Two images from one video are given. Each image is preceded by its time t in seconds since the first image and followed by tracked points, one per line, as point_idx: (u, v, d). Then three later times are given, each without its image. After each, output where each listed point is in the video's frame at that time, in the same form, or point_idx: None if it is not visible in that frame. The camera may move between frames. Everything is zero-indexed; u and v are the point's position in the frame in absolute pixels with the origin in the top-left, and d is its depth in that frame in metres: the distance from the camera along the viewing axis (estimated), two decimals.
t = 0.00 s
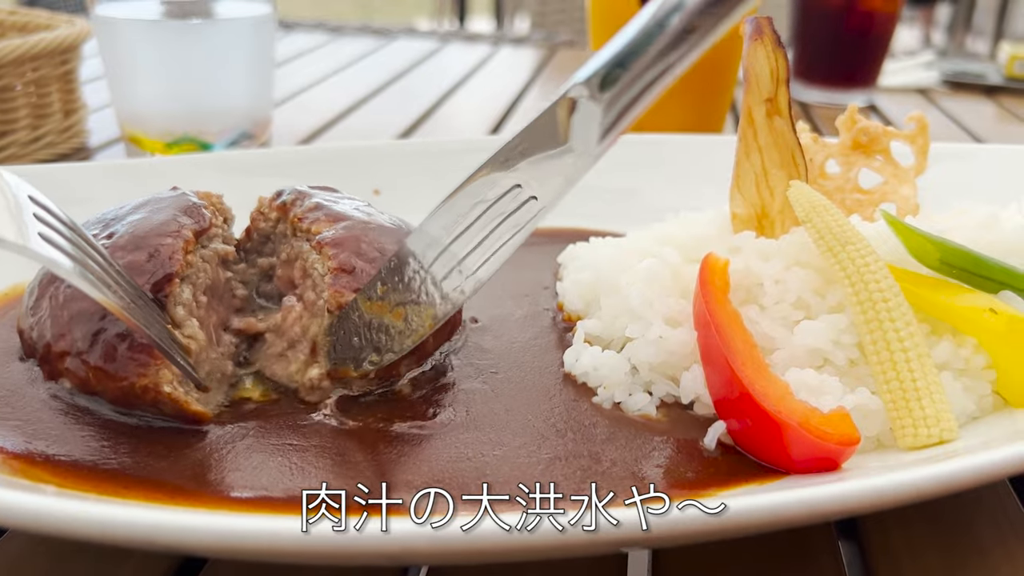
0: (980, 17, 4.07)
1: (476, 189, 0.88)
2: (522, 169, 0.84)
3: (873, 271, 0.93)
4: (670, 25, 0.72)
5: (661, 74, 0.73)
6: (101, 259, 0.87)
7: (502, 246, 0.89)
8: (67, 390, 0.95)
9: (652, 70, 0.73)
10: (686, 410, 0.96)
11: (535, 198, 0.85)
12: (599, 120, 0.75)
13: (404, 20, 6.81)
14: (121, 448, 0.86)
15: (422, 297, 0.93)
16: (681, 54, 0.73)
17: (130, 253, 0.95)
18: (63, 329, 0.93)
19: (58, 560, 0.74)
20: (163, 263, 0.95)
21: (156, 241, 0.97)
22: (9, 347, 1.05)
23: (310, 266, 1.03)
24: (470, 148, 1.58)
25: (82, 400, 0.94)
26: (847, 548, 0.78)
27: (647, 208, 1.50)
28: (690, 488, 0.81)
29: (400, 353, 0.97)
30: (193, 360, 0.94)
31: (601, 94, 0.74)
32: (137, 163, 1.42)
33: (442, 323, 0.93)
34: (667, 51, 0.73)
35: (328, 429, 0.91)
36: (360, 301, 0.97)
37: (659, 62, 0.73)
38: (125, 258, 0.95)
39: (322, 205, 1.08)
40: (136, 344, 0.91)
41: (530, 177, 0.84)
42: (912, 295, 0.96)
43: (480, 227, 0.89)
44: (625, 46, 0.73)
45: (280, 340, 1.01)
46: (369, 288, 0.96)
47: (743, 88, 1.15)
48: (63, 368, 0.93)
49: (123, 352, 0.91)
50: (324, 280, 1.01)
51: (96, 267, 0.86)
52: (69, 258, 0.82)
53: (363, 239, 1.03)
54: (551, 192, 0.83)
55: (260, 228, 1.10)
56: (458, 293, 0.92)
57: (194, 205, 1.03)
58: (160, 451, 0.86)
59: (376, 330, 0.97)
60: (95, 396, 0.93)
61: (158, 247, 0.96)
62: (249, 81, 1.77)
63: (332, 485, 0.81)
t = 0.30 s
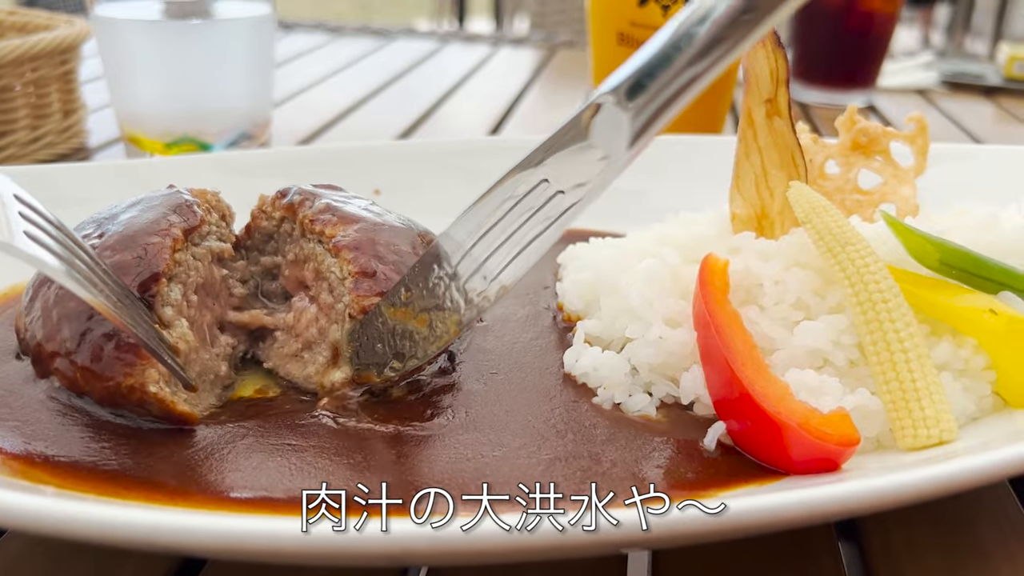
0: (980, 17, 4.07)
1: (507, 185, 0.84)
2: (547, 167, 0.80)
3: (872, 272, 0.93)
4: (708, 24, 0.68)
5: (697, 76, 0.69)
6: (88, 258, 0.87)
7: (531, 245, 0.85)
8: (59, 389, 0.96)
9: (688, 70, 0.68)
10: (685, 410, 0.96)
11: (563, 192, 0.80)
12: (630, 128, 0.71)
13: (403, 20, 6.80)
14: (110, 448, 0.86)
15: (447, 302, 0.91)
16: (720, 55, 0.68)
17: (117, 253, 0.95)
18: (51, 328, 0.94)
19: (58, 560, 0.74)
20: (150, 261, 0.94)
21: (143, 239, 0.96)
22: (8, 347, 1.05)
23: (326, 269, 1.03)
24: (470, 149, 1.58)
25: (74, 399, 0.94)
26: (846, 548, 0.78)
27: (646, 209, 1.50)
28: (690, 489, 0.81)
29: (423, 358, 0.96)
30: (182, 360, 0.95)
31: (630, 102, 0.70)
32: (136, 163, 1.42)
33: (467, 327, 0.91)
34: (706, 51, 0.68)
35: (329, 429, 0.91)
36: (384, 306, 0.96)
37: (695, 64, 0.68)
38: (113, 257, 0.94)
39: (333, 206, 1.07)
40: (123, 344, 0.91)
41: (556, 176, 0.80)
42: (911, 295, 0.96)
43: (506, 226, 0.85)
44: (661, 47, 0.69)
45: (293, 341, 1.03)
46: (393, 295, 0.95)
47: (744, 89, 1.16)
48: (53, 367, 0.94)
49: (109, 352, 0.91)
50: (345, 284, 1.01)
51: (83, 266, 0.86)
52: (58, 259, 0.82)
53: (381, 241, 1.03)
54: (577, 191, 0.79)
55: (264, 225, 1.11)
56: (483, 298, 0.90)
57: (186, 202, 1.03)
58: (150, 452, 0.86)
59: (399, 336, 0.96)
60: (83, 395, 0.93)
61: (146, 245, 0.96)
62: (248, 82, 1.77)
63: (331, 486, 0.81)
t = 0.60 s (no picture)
0: (979, 18, 4.08)
1: (532, 185, 0.85)
2: (571, 163, 0.81)
3: (872, 272, 0.93)
4: (729, 31, 0.65)
5: (725, 79, 0.66)
6: (73, 257, 0.87)
7: (556, 240, 0.86)
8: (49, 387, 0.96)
9: (716, 74, 0.66)
10: (685, 411, 0.96)
11: (588, 188, 0.82)
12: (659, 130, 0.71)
13: (402, 21, 6.80)
14: (93, 447, 0.87)
15: (471, 302, 0.92)
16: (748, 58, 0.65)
17: (103, 252, 0.95)
18: (41, 327, 0.94)
19: (57, 560, 0.74)
20: (135, 261, 0.94)
21: (130, 237, 0.96)
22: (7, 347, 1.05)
23: (344, 268, 1.04)
24: (469, 149, 1.58)
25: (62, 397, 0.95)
26: (846, 549, 0.78)
27: (646, 209, 1.50)
28: (690, 489, 0.81)
29: (447, 358, 0.98)
30: (168, 359, 0.95)
31: (658, 105, 0.69)
32: (135, 164, 1.42)
33: (490, 327, 0.93)
34: (729, 56, 0.65)
35: (329, 429, 0.91)
36: (408, 307, 0.97)
37: (721, 68, 0.66)
38: (100, 255, 0.95)
39: (348, 204, 1.07)
40: (107, 344, 0.91)
41: (582, 173, 0.82)
42: (911, 296, 0.96)
43: (531, 226, 0.86)
44: (690, 49, 0.67)
45: (307, 339, 1.05)
46: (416, 296, 0.97)
47: (743, 90, 1.15)
48: (43, 366, 0.94)
49: (93, 352, 0.91)
50: (366, 282, 1.02)
51: (68, 265, 0.85)
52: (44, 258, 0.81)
53: (399, 240, 1.04)
54: (604, 187, 0.80)
55: (270, 221, 1.11)
56: (507, 298, 0.90)
57: (178, 199, 1.03)
58: (135, 451, 0.86)
59: (422, 337, 0.97)
60: (71, 394, 0.93)
61: (132, 243, 0.96)
62: (247, 82, 1.77)
63: (331, 486, 0.81)
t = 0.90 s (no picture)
0: (978, 19, 4.08)
1: (582, 183, 0.83)
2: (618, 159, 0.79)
3: (873, 273, 0.93)
4: (774, 39, 0.64)
5: (767, 83, 0.66)
6: (56, 260, 0.86)
7: (605, 238, 0.83)
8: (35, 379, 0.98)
9: (759, 78, 0.66)
10: (685, 411, 0.96)
11: (638, 183, 0.79)
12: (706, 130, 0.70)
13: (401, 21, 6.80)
14: (65, 445, 0.87)
15: (513, 301, 0.91)
16: (790, 63, 0.65)
17: (91, 252, 0.95)
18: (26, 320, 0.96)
19: (57, 560, 0.74)
20: (119, 264, 0.94)
21: (117, 240, 0.96)
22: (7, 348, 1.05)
23: (377, 268, 1.05)
24: (469, 150, 1.58)
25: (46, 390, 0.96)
26: (846, 549, 0.78)
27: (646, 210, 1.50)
28: (689, 489, 0.81)
29: (488, 356, 0.97)
30: (150, 361, 0.95)
31: (703, 106, 0.69)
32: (134, 165, 1.42)
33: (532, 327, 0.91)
34: (771, 62, 0.65)
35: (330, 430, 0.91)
36: (449, 307, 0.98)
37: (763, 73, 0.66)
38: (88, 256, 0.95)
39: (370, 204, 1.07)
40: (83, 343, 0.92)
41: (630, 170, 0.79)
42: (911, 296, 0.96)
43: (581, 223, 0.84)
44: (735, 52, 0.67)
45: (342, 341, 1.06)
46: (457, 295, 0.97)
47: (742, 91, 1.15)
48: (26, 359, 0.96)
49: (69, 351, 0.91)
50: (405, 280, 1.03)
51: (51, 269, 0.85)
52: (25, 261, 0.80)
53: (430, 237, 1.05)
54: (654, 184, 0.77)
55: (282, 225, 1.10)
56: (551, 296, 0.89)
57: (177, 202, 1.02)
58: (118, 450, 0.86)
59: (463, 337, 0.97)
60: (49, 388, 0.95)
61: (119, 247, 0.95)
62: (247, 83, 1.77)
63: (330, 488, 0.81)
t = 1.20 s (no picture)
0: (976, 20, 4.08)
1: (607, 182, 0.83)
2: (642, 159, 0.79)
3: (872, 274, 0.93)
4: (796, 45, 0.65)
5: (788, 89, 0.66)
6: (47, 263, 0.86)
7: (629, 238, 0.83)
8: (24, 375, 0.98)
9: (779, 82, 0.66)
10: (685, 412, 0.96)
11: (662, 182, 0.79)
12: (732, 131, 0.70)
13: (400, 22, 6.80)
14: (53, 445, 0.87)
15: (535, 301, 0.91)
16: (810, 69, 0.65)
17: (87, 251, 0.95)
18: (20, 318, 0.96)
19: (56, 561, 0.74)
20: (112, 264, 0.94)
21: (113, 241, 0.96)
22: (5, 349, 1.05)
23: (391, 268, 1.06)
24: (469, 151, 1.58)
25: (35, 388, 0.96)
26: (846, 550, 0.78)
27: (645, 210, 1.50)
28: (688, 491, 0.81)
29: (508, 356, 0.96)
30: (140, 364, 0.95)
31: (727, 106, 0.69)
32: (133, 165, 1.42)
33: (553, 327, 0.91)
34: (791, 69, 0.66)
35: (329, 430, 0.91)
36: (470, 308, 0.98)
37: (784, 79, 0.66)
38: (83, 256, 0.95)
39: (380, 206, 1.07)
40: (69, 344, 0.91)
41: (653, 171, 0.79)
42: (910, 297, 0.96)
43: (605, 223, 0.84)
44: (756, 57, 0.67)
45: (358, 343, 1.06)
46: (477, 295, 0.98)
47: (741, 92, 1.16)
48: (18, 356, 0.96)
49: (55, 350, 0.91)
50: (421, 279, 1.04)
51: (42, 271, 0.85)
52: (17, 263, 0.82)
53: (440, 235, 1.05)
54: (678, 185, 0.78)
55: (288, 230, 1.11)
56: (574, 297, 0.88)
57: (179, 206, 1.02)
58: (110, 450, 0.86)
59: (484, 336, 0.98)
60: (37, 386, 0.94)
61: (113, 247, 0.95)
62: (246, 84, 1.77)
63: (330, 489, 0.81)
